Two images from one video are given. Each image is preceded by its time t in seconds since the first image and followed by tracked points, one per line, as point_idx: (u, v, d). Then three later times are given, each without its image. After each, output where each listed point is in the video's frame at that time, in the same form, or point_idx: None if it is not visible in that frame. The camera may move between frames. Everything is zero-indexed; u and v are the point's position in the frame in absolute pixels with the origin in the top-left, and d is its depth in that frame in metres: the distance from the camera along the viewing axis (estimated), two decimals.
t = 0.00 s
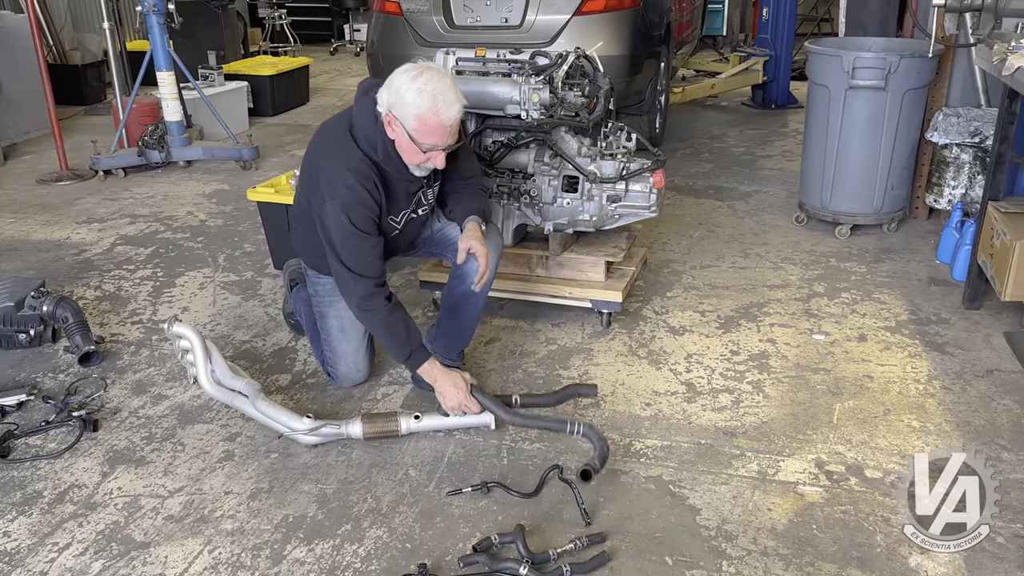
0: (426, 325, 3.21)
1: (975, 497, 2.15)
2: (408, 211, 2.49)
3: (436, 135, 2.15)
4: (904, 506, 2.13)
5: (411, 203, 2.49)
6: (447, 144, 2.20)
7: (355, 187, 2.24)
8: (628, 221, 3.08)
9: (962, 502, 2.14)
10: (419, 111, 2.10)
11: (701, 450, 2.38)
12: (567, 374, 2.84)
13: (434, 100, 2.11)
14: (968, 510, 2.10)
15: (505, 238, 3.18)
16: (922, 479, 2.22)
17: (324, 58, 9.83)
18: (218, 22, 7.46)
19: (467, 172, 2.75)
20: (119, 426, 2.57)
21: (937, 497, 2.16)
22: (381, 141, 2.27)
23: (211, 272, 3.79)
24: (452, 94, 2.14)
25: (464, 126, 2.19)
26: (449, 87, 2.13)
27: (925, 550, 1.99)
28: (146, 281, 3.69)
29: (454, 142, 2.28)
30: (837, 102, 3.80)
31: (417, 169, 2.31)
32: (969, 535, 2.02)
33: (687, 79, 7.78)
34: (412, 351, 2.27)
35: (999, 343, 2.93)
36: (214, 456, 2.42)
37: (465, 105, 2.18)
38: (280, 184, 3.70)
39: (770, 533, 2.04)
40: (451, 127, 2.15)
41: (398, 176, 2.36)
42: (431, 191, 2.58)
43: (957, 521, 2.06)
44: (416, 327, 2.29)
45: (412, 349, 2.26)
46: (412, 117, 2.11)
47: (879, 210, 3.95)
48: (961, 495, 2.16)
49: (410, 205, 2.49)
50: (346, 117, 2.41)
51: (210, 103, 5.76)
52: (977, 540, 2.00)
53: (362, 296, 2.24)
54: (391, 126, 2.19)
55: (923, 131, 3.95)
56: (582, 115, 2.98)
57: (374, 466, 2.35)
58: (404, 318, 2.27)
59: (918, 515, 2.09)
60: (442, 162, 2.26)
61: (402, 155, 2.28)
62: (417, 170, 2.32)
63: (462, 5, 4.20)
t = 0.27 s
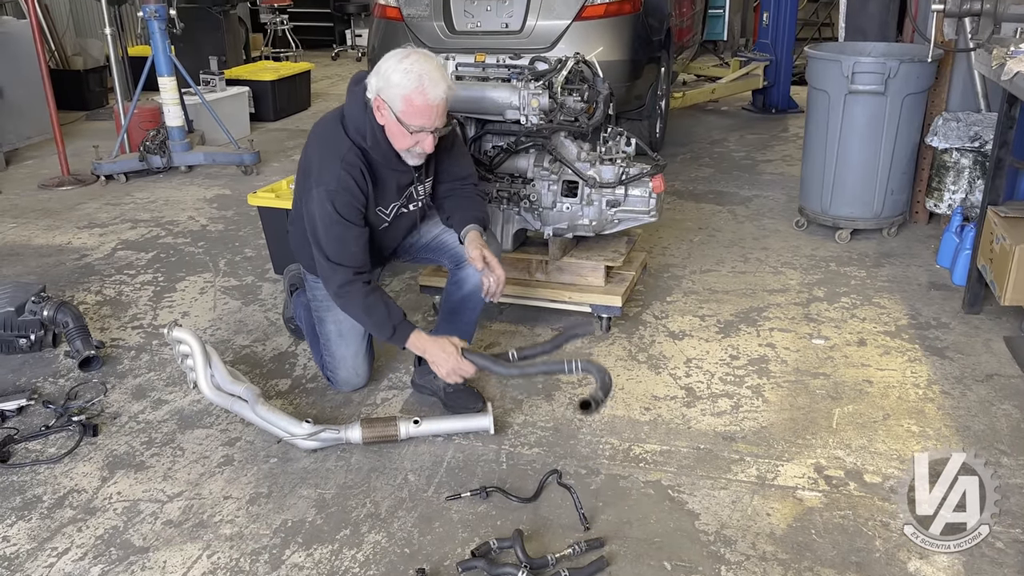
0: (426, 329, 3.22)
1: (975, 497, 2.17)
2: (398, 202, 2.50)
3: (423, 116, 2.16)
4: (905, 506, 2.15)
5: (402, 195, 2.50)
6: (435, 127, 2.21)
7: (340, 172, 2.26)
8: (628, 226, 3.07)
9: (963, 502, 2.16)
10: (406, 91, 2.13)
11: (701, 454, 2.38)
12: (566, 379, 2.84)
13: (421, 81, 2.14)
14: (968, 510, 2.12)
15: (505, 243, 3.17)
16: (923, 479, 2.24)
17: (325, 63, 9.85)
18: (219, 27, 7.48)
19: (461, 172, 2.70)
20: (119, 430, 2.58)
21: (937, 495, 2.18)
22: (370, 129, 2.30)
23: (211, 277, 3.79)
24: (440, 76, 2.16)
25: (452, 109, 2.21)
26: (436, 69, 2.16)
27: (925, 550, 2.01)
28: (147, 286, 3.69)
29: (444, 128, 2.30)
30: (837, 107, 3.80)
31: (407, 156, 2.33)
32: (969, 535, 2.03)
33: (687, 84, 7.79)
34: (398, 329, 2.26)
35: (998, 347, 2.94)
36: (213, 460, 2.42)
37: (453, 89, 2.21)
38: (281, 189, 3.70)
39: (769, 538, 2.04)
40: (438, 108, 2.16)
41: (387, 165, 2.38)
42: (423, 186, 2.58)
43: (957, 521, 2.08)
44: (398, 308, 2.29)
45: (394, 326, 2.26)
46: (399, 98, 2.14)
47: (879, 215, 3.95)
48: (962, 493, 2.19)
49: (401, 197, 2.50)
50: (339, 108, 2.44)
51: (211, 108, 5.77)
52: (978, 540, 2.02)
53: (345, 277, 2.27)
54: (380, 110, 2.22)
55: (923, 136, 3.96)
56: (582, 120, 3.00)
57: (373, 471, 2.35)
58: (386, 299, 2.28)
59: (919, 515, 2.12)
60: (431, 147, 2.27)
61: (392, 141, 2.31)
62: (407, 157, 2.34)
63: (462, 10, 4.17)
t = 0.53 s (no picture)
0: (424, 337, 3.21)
1: (975, 497, 2.20)
2: (385, 199, 2.51)
3: (408, 99, 2.21)
4: (905, 507, 2.18)
5: (389, 192, 2.51)
6: (421, 112, 2.26)
7: (319, 155, 2.33)
8: (627, 233, 3.06)
9: (963, 500, 2.19)
10: (390, 75, 2.19)
11: (699, 463, 2.38)
12: (565, 386, 2.83)
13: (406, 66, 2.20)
14: (968, 510, 2.14)
15: (504, 251, 3.18)
16: (923, 479, 2.27)
17: (325, 70, 9.87)
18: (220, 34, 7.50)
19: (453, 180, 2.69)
20: (117, 439, 2.58)
21: (937, 496, 2.21)
22: (356, 118, 2.36)
23: (210, 284, 3.80)
24: (425, 63, 2.23)
25: (437, 95, 2.26)
26: (421, 56, 2.22)
27: (925, 549, 2.03)
28: (146, 293, 3.70)
29: (430, 117, 2.35)
30: (835, 114, 3.81)
31: (394, 145, 2.38)
32: (969, 535, 2.06)
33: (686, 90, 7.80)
34: (362, 300, 2.30)
35: (997, 354, 2.94)
36: (211, 469, 2.42)
37: (437, 76, 2.26)
38: (280, 196, 3.70)
39: (768, 547, 2.04)
40: (422, 92, 2.21)
41: (371, 157, 2.41)
42: (413, 186, 2.60)
43: (956, 522, 2.10)
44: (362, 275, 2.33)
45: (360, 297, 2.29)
46: (384, 81, 2.20)
47: (878, 222, 3.95)
48: (962, 492, 2.22)
49: (388, 194, 2.52)
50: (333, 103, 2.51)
51: (211, 116, 5.78)
52: (978, 541, 2.04)
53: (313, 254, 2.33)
54: (367, 97, 2.28)
55: (920, 143, 3.97)
56: (581, 127, 3.01)
57: (370, 480, 2.35)
58: (350, 272, 2.32)
59: (918, 514, 2.15)
60: (417, 134, 2.32)
61: (379, 130, 2.36)
62: (393, 146, 2.38)
63: (461, 18, 4.23)
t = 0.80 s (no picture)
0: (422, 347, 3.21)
1: (975, 497, 2.23)
2: (371, 204, 2.51)
3: (397, 98, 2.23)
4: (906, 508, 2.21)
5: (377, 197, 2.51)
6: (410, 112, 2.28)
7: (304, 151, 2.36)
8: (625, 243, 3.05)
9: (962, 503, 2.22)
10: (381, 73, 2.23)
11: (698, 473, 2.37)
12: (563, 397, 2.83)
13: (397, 65, 2.24)
14: (968, 511, 2.18)
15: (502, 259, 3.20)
16: (923, 481, 2.31)
17: (324, 78, 9.89)
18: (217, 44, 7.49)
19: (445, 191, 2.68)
20: (115, 450, 2.57)
21: (938, 497, 2.25)
22: (345, 118, 2.39)
23: (208, 294, 3.79)
24: (415, 63, 2.27)
25: (427, 95, 2.28)
26: (412, 56, 2.26)
27: (926, 550, 2.07)
28: (144, 303, 3.69)
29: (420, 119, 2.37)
30: (833, 123, 3.81)
31: (383, 146, 2.39)
32: (969, 535, 2.09)
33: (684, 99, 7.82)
34: (333, 290, 2.36)
35: (996, 364, 2.94)
36: (209, 481, 2.41)
37: (428, 78, 2.29)
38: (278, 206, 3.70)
39: (767, 559, 2.04)
40: (411, 91, 2.24)
41: (359, 160, 2.43)
42: (402, 194, 2.59)
43: (957, 522, 2.14)
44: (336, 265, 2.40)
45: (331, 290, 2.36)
46: (374, 79, 2.23)
47: (876, 230, 3.95)
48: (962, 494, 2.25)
49: (376, 199, 2.52)
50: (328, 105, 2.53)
51: (209, 125, 5.78)
52: (978, 540, 2.07)
53: (290, 245, 2.38)
54: (358, 97, 2.31)
55: (918, 151, 3.97)
56: (579, 138, 3.04)
57: (368, 492, 2.34)
58: (325, 264, 2.39)
59: (918, 516, 2.18)
60: (406, 134, 2.33)
61: (367, 130, 2.37)
62: (383, 147, 2.39)
63: (460, 28, 4.26)
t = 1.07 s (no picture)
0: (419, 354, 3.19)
1: (975, 496, 2.26)
2: (361, 208, 2.49)
3: (389, 99, 2.22)
4: (906, 508, 2.24)
5: (368, 202, 2.50)
6: (402, 115, 2.26)
7: (294, 150, 2.36)
8: (623, 249, 3.05)
9: (961, 503, 2.24)
10: (374, 74, 2.22)
11: (698, 481, 2.36)
12: (562, 404, 2.81)
13: (391, 68, 2.24)
14: (968, 510, 2.20)
15: (499, 267, 3.16)
16: (923, 480, 2.33)
17: (320, 85, 9.88)
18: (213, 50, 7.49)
19: (439, 199, 2.66)
20: (110, 459, 2.55)
21: (937, 494, 2.27)
22: (338, 120, 2.38)
23: (204, 301, 3.77)
24: (410, 67, 2.26)
25: (419, 99, 2.27)
26: (407, 59, 2.26)
27: (925, 548, 2.09)
28: (140, 310, 3.67)
29: (412, 123, 2.36)
30: (831, 129, 3.81)
31: (373, 149, 2.38)
32: (969, 535, 2.11)
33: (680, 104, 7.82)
34: (313, 289, 2.36)
35: (995, 370, 2.93)
36: (205, 490, 2.39)
37: (422, 82, 2.29)
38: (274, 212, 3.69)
39: (768, 568, 2.02)
40: (404, 93, 2.23)
41: (349, 164, 2.42)
42: (395, 200, 2.57)
43: (957, 521, 2.16)
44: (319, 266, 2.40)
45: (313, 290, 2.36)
46: (367, 80, 2.23)
47: (873, 236, 3.96)
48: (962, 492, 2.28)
49: (366, 204, 2.50)
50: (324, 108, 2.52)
51: (206, 131, 5.77)
52: (978, 540, 2.09)
53: (275, 244, 2.38)
54: (351, 99, 2.31)
55: (916, 157, 3.95)
56: (576, 144, 3.02)
57: (366, 500, 2.32)
58: (308, 264, 2.39)
59: (918, 514, 2.20)
60: (397, 137, 2.32)
61: (359, 133, 2.37)
62: (373, 150, 2.38)
63: (457, 34, 4.24)
